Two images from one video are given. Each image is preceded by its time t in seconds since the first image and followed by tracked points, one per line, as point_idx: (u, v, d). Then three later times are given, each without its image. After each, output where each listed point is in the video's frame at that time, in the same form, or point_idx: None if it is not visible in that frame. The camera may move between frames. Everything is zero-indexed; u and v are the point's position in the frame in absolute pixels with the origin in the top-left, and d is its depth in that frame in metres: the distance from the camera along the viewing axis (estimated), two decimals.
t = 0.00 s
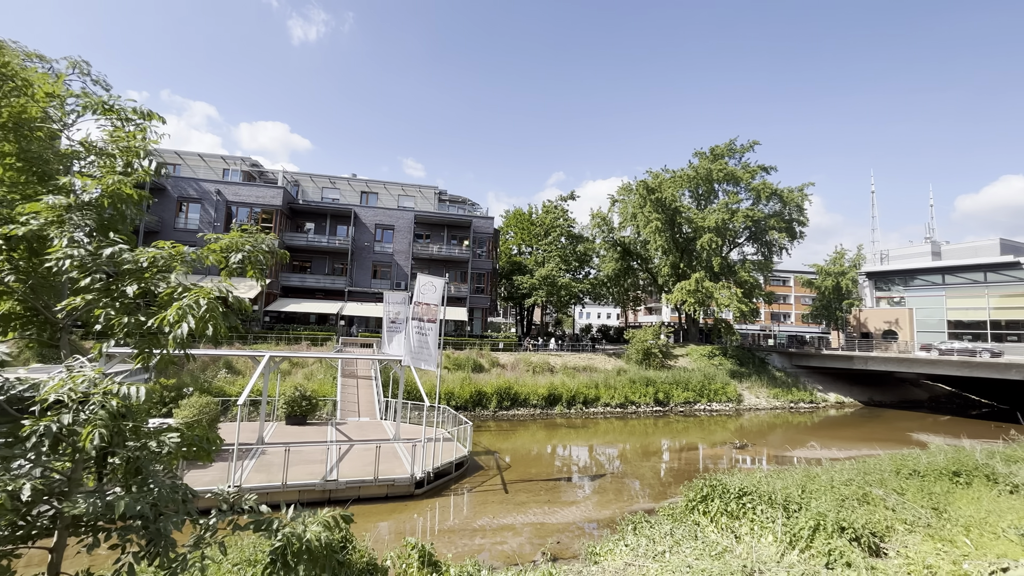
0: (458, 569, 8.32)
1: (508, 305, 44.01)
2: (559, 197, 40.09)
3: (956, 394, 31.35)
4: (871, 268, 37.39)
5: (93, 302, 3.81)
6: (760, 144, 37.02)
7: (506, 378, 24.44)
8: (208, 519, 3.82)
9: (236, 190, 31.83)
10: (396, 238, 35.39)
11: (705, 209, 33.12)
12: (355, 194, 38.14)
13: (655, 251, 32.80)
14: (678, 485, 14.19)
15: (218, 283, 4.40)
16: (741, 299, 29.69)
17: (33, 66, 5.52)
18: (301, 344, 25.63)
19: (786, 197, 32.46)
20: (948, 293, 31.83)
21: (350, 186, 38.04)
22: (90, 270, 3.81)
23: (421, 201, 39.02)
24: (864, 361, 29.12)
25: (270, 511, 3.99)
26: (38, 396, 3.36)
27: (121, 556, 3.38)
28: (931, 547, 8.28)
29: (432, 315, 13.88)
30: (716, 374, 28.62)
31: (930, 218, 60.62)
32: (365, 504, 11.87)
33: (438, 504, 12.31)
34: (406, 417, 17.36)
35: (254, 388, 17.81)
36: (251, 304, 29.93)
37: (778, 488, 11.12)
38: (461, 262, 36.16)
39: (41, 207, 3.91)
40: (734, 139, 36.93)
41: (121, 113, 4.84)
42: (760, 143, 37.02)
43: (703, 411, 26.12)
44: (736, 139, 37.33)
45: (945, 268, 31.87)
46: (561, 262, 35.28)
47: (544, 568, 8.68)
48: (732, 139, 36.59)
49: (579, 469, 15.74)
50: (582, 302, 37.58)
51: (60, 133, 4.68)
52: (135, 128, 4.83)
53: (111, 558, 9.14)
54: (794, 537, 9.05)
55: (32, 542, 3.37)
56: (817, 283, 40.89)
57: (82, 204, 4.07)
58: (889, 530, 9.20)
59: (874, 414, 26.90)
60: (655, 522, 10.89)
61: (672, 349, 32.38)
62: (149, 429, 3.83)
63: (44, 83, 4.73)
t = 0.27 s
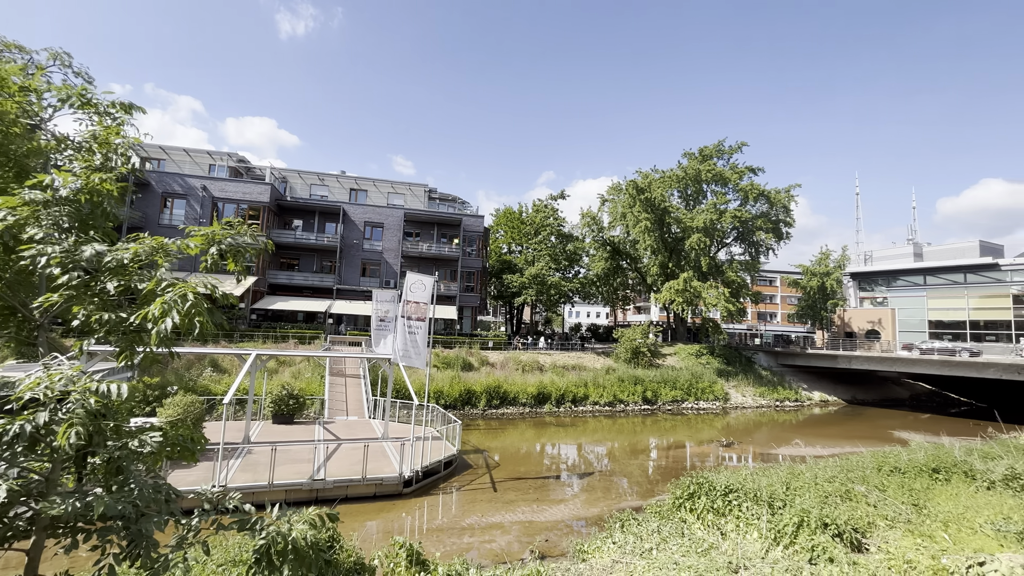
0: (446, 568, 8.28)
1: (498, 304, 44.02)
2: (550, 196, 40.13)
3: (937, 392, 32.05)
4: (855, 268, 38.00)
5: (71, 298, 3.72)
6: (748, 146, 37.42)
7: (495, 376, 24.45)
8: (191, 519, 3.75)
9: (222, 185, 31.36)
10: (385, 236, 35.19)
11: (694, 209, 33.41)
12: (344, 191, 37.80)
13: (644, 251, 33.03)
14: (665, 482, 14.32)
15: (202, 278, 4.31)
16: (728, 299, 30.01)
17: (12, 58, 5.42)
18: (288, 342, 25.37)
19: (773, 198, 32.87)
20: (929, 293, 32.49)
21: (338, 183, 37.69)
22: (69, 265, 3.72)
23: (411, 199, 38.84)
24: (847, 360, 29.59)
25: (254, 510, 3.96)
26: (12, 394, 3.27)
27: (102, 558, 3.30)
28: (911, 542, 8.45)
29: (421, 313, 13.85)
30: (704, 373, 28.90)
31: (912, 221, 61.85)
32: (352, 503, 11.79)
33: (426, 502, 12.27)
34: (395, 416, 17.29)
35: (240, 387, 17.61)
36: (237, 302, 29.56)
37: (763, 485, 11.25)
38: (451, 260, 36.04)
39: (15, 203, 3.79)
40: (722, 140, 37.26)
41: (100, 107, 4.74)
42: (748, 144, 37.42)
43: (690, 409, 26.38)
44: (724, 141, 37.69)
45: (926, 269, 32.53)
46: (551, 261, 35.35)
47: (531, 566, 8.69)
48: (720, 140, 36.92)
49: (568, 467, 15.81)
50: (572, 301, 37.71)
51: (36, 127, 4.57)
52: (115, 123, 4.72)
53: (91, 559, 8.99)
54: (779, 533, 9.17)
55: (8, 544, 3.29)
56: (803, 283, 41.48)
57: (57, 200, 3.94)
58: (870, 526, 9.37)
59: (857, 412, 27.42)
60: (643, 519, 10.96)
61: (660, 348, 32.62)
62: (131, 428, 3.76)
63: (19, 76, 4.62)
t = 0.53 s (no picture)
0: (432, 567, 8.26)
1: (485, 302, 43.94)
2: (538, 195, 40.16)
3: (914, 391, 32.87)
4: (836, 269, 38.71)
5: (43, 295, 3.59)
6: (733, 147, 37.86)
7: (482, 374, 24.42)
8: (170, 521, 3.66)
9: (205, 180, 30.81)
10: (372, 234, 34.92)
11: (681, 209, 33.71)
12: (330, 188, 37.38)
13: (631, 250, 33.27)
14: (650, 480, 14.46)
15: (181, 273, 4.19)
16: (713, 299, 30.35)
17: None
18: (272, 340, 25.03)
19: (757, 200, 33.32)
20: (907, 294, 33.28)
21: (325, 179, 37.26)
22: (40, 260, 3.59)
23: (398, 196, 38.60)
24: (828, 359, 30.15)
25: (236, 510, 3.89)
26: None
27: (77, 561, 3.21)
28: (887, 537, 8.67)
29: (408, 311, 13.71)
30: (689, 372, 29.23)
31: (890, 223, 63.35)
32: (337, 503, 11.68)
33: (413, 501, 12.22)
34: (381, 414, 17.18)
35: (222, 385, 17.33)
36: (219, 299, 29.07)
37: (745, 482, 11.41)
38: (439, 258, 35.91)
39: None
40: (708, 142, 37.61)
41: (76, 103, 4.63)
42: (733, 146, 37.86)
43: (675, 408, 26.67)
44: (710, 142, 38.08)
45: (905, 270, 33.31)
46: (539, 260, 35.36)
47: (517, 564, 8.72)
48: (707, 141, 37.27)
49: (554, 465, 15.87)
50: (559, 300, 37.79)
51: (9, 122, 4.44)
52: (91, 119, 4.61)
53: (66, 562, 8.78)
54: (760, 529, 9.33)
55: None
56: (786, 283, 42.14)
57: (28, 194, 3.83)
58: (848, 522, 9.57)
59: (838, 410, 27.95)
60: (628, 517, 11.06)
61: (646, 347, 32.88)
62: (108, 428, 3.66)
63: None
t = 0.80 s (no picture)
0: (415, 566, 8.21)
1: (470, 301, 43.84)
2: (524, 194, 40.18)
3: (888, 389, 33.79)
4: (814, 270, 39.55)
5: (10, 291, 3.46)
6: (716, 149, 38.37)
7: (467, 373, 24.36)
8: (145, 522, 3.57)
9: (184, 174, 30.10)
10: (357, 230, 34.56)
11: (665, 210, 34.07)
12: (313, 183, 36.86)
13: (616, 250, 33.53)
14: (632, 477, 14.61)
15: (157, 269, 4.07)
16: (696, 298, 30.77)
17: None
18: (253, 338, 24.62)
19: (740, 201, 33.85)
20: (882, 295, 34.19)
21: (308, 175, 36.74)
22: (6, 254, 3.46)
23: (383, 193, 38.27)
24: (806, 358, 30.80)
25: (213, 512, 3.82)
26: None
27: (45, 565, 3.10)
28: (861, 531, 8.92)
29: (392, 309, 13.65)
30: (671, 370, 29.60)
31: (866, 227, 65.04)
32: (319, 503, 11.54)
33: (396, 500, 12.15)
34: (364, 413, 17.02)
35: (201, 384, 16.98)
36: (198, 296, 28.46)
37: (726, 478, 11.59)
38: (424, 256, 35.70)
39: None
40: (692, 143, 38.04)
41: (46, 92, 4.42)
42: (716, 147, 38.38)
43: (658, 406, 26.98)
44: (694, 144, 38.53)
45: (880, 272, 34.19)
46: (524, 259, 35.36)
47: (500, 562, 8.72)
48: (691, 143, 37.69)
49: (538, 463, 15.92)
50: (545, 299, 37.85)
51: None
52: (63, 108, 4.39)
53: (35, 565, 8.51)
54: (740, 525, 9.49)
55: None
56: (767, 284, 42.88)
57: None
58: (824, 516, 9.80)
59: (815, 408, 28.62)
60: (611, 514, 11.15)
61: (630, 346, 33.19)
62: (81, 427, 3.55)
63: None
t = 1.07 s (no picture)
0: (396, 566, 8.14)
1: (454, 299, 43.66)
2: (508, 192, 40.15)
3: (860, 387, 34.77)
4: (791, 271, 40.42)
5: None
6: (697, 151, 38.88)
7: (450, 372, 24.25)
8: (117, 524, 3.47)
9: (160, 167, 29.31)
10: (339, 227, 34.12)
11: (647, 210, 34.43)
12: (294, 179, 36.25)
13: (599, 250, 33.77)
14: (614, 475, 14.76)
15: (129, 264, 3.93)
16: (677, 298, 31.17)
17: None
18: (231, 336, 24.12)
19: (720, 203, 34.40)
20: (856, 296, 35.15)
21: (289, 170, 36.10)
22: None
23: (366, 189, 37.85)
24: (783, 357, 31.48)
25: (187, 512, 3.73)
26: None
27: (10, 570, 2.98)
28: (834, 525, 9.18)
29: (375, 307, 13.51)
30: (653, 369, 29.97)
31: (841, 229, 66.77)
32: (298, 503, 11.38)
33: (377, 500, 12.04)
34: (345, 412, 16.84)
35: (176, 383, 16.57)
36: (173, 293, 27.76)
37: (704, 475, 11.78)
38: (407, 254, 35.43)
39: None
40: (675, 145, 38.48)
41: (13, 82, 4.23)
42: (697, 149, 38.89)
43: (639, 404, 27.31)
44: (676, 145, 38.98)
45: (854, 273, 35.15)
46: (508, 258, 35.32)
47: (482, 561, 8.72)
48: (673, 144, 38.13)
49: (520, 461, 15.97)
50: (528, 298, 37.83)
51: None
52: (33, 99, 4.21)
53: None
54: (717, 521, 9.64)
55: None
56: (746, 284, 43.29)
57: None
58: (798, 511, 10.05)
59: (791, 406, 29.29)
60: (591, 511, 11.25)
61: (612, 344, 33.48)
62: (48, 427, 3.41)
63: None
